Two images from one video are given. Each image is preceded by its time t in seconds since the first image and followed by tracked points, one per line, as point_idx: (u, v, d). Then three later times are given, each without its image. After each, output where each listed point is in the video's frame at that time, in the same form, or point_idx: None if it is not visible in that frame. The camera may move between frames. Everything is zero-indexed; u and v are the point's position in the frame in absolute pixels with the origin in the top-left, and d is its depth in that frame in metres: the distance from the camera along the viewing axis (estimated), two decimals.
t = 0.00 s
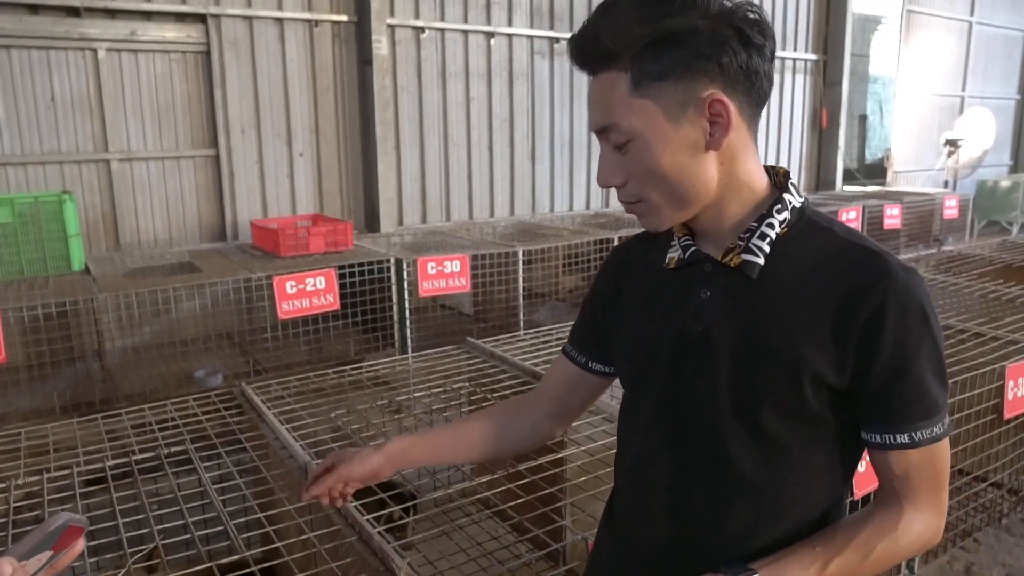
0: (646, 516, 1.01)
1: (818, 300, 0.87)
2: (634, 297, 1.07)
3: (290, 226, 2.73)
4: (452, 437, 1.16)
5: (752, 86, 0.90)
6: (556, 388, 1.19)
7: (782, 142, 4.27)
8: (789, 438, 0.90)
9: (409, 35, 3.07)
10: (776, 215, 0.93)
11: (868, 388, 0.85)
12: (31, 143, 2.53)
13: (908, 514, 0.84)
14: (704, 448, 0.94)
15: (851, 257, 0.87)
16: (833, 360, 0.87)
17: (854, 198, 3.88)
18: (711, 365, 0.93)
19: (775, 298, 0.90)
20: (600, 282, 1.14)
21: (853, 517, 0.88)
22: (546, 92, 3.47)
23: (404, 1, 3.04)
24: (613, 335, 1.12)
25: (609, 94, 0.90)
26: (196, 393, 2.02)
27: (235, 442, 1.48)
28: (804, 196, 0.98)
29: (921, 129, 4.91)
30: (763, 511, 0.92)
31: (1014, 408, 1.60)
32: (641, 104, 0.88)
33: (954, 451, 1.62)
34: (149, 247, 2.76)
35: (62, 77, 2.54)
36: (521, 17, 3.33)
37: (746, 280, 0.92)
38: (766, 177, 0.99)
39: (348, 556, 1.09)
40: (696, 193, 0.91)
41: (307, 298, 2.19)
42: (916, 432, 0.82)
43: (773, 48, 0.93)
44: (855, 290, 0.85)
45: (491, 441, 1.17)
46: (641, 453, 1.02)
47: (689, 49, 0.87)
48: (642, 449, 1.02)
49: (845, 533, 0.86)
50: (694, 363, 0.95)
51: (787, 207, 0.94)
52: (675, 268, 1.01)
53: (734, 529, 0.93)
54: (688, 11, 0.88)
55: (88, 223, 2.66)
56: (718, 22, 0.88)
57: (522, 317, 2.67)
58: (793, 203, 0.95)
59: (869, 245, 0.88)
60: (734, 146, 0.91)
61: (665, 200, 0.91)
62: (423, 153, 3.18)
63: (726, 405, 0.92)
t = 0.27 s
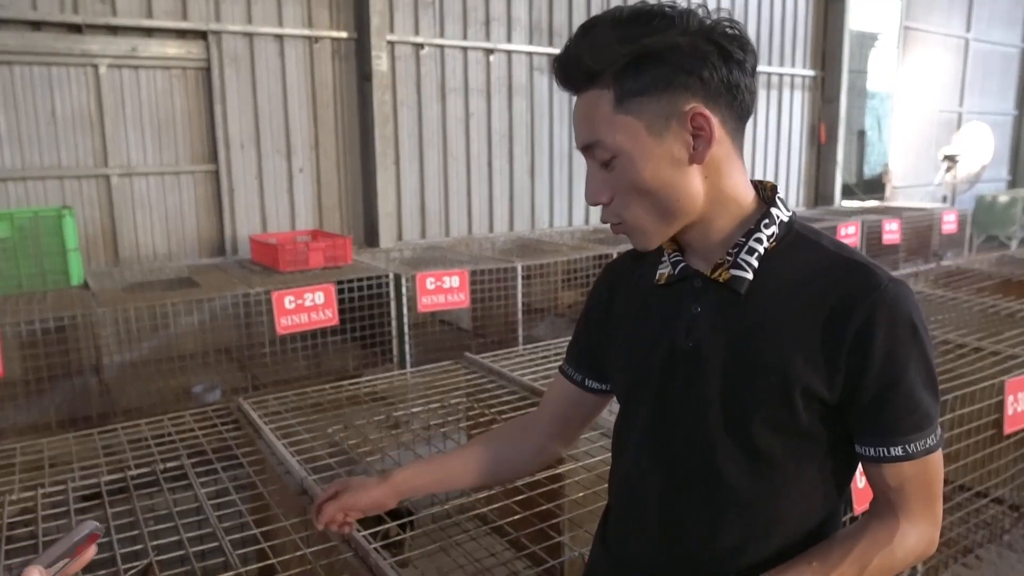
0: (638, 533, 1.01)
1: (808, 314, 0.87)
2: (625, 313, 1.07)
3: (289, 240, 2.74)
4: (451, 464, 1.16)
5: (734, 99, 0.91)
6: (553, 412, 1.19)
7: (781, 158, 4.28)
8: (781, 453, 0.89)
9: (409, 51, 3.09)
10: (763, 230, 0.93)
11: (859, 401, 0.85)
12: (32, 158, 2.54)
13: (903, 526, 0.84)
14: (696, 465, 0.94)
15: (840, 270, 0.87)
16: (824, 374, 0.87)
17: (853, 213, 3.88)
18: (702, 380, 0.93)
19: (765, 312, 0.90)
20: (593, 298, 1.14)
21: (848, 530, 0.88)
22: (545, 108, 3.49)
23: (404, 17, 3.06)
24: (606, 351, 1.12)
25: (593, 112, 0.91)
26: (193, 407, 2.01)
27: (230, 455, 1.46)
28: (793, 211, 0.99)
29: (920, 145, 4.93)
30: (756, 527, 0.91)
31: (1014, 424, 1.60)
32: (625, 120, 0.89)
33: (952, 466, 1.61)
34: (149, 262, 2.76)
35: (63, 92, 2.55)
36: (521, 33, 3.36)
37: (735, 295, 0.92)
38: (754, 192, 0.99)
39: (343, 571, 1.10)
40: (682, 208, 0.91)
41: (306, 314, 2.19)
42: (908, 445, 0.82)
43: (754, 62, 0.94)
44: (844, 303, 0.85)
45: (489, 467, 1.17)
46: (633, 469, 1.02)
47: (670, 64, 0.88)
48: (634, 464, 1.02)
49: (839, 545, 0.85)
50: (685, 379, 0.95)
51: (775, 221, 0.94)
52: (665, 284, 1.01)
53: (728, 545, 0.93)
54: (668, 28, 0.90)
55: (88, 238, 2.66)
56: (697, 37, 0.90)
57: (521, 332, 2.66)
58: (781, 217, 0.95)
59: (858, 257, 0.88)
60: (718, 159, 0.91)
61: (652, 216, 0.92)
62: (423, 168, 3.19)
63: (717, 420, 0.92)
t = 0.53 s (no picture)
0: (636, 549, 1.00)
1: (805, 329, 0.87)
2: (623, 329, 1.07)
3: (289, 255, 2.74)
4: (470, 481, 1.14)
5: (730, 115, 0.92)
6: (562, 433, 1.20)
7: (779, 173, 4.30)
8: (779, 469, 0.89)
9: (409, 67, 3.10)
10: (760, 245, 0.93)
11: (855, 417, 0.85)
12: (33, 173, 2.55)
13: (898, 543, 0.83)
14: (694, 481, 0.94)
15: (835, 285, 0.87)
16: (821, 389, 0.86)
17: (853, 228, 3.89)
18: (699, 395, 0.93)
19: (762, 328, 0.90)
20: (591, 314, 1.14)
21: (844, 546, 0.87)
22: (545, 123, 3.51)
23: (404, 33, 3.08)
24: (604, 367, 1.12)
25: (589, 129, 0.92)
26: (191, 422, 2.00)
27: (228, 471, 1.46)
28: (789, 227, 0.99)
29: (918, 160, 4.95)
30: (754, 545, 0.90)
31: (1016, 439, 1.59)
32: (622, 137, 0.89)
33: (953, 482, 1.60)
34: (148, 276, 2.76)
35: (65, 107, 2.56)
36: (520, 49, 3.38)
37: (733, 310, 0.92)
38: (750, 207, 1.00)
39: None
40: (679, 224, 0.91)
41: (306, 329, 2.19)
42: (905, 461, 0.82)
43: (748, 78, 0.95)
44: (840, 318, 0.85)
45: (505, 484, 1.16)
46: (630, 485, 1.02)
47: (665, 81, 0.89)
48: (632, 480, 1.01)
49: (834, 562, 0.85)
50: (683, 395, 0.95)
51: (771, 237, 0.94)
52: (663, 300, 1.01)
53: (726, 562, 0.92)
54: (662, 46, 0.91)
55: (88, 252, 2.66)
56: (691, 54, 0.90)
57: (520, 347, 2.66)
58: (778, 233, 0.95)
59: (853, 272, 0.88)
60: (715, 174, 0.91)
61: (650, 231, 0.92)
62: (423, 183, 3.20)
63: (715, 436, 0.92)
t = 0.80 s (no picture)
0: (640, 566, 0.99)
1: (809, 344, 0.87)
2: (625, 344, 1.06)
3: (288, 269, 2.74)
4: (474, 501, 1.15)
5: (731, 131, 0.92)
6: (565, 449, 1.19)
7: (779, 187, 4.30)
8: (784, 485, 0.88)
9: (409, 82, 3.12)
10: (763, 261, 0.93)
11: (861, 431, 0.84)
12: (33, 187, 2.55)
13: (904, 556, 0.82)
14: (699, 497, 0.93)
15: (840, 300, 0.87)
16: (826, 404, 0.86)
17: (852, 241, 3.89)
18: (704, 411, 0.93)
19: (766, 343, 0.90)
20: (593, 329, 1.14)
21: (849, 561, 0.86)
22: (545, 138, 3.52)
23: (404, 48, 3.10)
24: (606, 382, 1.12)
25: (591, 144, 0.92)
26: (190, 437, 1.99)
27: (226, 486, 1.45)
28: (791, 242, 0.99)
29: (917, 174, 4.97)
30: (760, 562, 0.89)
31: (1018, 454, 1.58)
32: (623, 151, 0.89)
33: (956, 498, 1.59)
34: (148, 290, 2.76)
35: (66, 121, 2.57)
36: (520, 64, 3.39)
37: (736, 327, 0.92)
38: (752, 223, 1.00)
39: None
40: (680, 239, 0.91)
41: (304, 343, 2.18)
42: (912, 475, 0.82)
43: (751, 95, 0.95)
44: (845, 334, 0.85)
45: (509, 505, 1.16)
46: (634, 501, 1.01)
47: (666, 97, 0.89)
48: (635, 496, 1.01)
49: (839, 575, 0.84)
50: (687, 412, 0.95)
51: (774, 252, 0.94)
52: (666, 316, 1.01)
53: None
54: (665, 62, 0.91)
55: (88, 267, 2.66)
56: (693, 70, 0.91)
57: (520, 361, 2.65)
58: (781, 248, 0.95)
59: (857, 287, 0.88)
60: (716, 190, 0.92)
61: (651, 246, 0.92)
62: (423, 198, 3.21)
63: (719, 451, 0.91)
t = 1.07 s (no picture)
0: None
1: (815, 357, 0.87)
2: (627, 357, 1.06)
3: (289, 280, 2.74)
4: (478, 510, 1.15)
5: (737, 142, 0.92)
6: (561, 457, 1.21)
7: (778, 198, 4.31)
8: (789, 499, 0.88)
9: (409, 94, 3.13)
10: (768, 274, 0.92)
11: (866, 445, 0.84)
12: (34, 199, 2.56)
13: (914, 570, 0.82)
14: (703, 512, 0.93)
15: (844, 312, 0.88)
16: (831, 416, 0.86)
17: (852, 253, 3.89)
18: (709, 425, 0.92)
19: (772, 356, 0.89)
20: (595, 341, 1.14)
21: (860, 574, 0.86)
22: (544, 150, 3.53)
23: (405, 61, 3.11)
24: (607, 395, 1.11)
25: (596, 153, 0.92)
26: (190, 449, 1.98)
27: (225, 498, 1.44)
28: (795, 254, 0.98)
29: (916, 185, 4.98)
30: None
31: (1020, 465, 1.58)
32: (629, 161, 0.89)
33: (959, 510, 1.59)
34: (147, 302, 2.76)
35: (66, 134, 2.58)
36: (520, 76, 3.41)
37: (741, 340, 0.91)
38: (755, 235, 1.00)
39: None
40: (684, 250, 0.91)
41: (304, 354, 2.18)
42: (919, 488, 0.82)
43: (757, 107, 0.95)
44: (850, 347, 0.85)
45: (507, 509, 1.17)
46: (638, 515, 1.00)
47: (672, 108, 0.90)
48: (639, 511, 1.00)
49: None
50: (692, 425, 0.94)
51: (779, 265, 0.94)
52: (669, 329, 1.01)
53: None
54: (672, 73, 0.91)
55: (87, 279, 2.67)
56: (699, 81, 0.91)
57: (521, 373, 2.65)
58: (785, 261, 0.95)
59: (862, 300, 0.88)
60: (720, 203, 0.92)
61: (655, 257, 0.92)
62: (422, 210, 3.22)
63: (725, 466, 0.91)
